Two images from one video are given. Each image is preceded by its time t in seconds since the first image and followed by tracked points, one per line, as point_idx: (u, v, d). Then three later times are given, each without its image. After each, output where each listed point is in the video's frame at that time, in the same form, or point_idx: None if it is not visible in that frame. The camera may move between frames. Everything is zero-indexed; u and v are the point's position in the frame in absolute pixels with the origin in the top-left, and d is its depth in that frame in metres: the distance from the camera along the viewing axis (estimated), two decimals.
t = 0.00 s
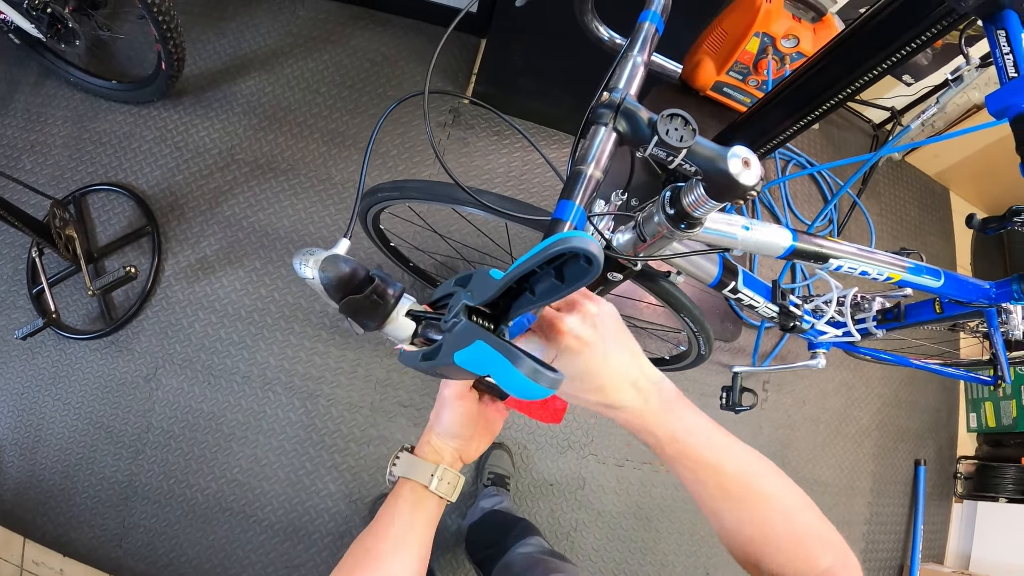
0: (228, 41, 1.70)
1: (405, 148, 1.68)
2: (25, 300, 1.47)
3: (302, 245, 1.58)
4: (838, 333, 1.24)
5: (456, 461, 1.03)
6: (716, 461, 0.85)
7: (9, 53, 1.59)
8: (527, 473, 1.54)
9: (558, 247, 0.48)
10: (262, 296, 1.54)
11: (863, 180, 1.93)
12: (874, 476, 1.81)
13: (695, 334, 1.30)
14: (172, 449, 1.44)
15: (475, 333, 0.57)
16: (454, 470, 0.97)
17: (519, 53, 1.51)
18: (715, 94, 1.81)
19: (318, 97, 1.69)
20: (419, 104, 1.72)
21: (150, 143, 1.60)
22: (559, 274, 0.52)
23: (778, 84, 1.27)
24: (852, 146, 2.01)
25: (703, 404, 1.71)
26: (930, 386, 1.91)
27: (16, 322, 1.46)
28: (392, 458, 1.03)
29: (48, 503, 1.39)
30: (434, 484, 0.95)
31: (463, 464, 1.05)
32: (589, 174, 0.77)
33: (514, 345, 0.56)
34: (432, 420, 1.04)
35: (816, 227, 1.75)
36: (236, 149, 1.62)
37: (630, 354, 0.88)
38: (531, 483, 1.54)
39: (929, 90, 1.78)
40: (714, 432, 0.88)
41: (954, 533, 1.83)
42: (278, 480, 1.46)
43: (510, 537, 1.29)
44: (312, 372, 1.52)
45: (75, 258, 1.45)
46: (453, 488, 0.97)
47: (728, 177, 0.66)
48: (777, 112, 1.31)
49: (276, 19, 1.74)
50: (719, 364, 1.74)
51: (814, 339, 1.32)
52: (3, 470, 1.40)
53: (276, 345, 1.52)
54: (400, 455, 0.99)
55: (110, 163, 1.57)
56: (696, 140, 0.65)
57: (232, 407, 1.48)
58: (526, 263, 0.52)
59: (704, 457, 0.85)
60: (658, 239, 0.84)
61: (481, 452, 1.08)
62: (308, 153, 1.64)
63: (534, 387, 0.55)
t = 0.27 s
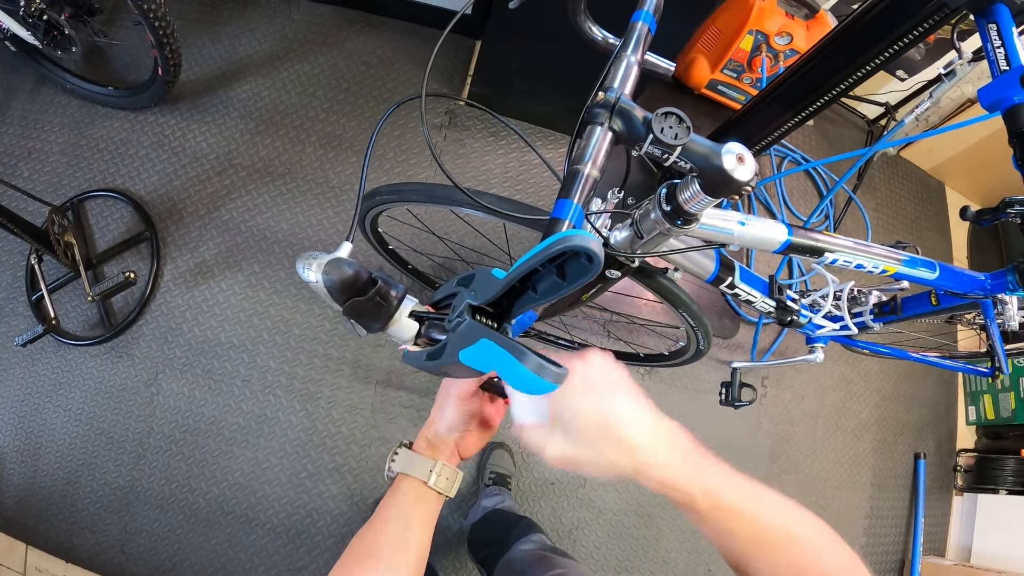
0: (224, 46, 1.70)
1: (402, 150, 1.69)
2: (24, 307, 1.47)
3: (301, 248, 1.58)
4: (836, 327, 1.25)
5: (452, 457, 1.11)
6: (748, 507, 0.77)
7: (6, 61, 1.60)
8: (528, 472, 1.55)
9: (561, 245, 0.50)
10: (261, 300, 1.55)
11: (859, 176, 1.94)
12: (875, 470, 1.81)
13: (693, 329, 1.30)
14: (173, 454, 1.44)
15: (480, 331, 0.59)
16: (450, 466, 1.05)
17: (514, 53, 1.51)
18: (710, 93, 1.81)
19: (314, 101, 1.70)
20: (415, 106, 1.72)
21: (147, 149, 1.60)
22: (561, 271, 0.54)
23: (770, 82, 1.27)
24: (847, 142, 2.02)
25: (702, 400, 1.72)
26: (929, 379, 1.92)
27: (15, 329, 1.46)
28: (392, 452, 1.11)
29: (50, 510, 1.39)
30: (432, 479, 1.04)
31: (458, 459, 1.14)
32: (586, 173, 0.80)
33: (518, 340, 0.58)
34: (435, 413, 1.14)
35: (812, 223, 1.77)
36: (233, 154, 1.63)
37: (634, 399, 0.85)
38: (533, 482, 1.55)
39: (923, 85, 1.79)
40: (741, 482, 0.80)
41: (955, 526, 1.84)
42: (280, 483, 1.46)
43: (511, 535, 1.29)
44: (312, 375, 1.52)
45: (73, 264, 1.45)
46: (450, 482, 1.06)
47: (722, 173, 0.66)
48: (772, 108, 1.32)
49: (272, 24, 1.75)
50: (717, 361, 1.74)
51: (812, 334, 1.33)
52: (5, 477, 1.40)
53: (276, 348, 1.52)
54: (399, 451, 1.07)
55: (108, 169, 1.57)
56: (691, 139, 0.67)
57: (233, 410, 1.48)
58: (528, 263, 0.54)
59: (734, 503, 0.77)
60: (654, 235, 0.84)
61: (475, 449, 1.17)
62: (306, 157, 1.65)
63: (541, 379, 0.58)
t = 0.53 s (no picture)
0: (219, 53, 1.71)
1: (399, 151, 1.70)
2: (28, 318, 1.48)
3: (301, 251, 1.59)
4: (836, 313, 1.26)
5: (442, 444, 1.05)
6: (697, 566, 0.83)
7: (3, 74, 1.61)
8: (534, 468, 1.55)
9: (546, 227, 0.54)
10: (263, 304, 1.56)
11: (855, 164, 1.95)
12: (880, 457, 1.81)
13: (692, 322, 1.30)
14: (180, 459, 1.45)
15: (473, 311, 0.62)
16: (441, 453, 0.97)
17: (508, 52, 1.52)
18: (705, 86, 1.83)
19: (311, 105, 1.71)
20: (411, 107, 1.73)
21: (146, 157, 1.61)
22: (548, 252, 0.59)
23: (765, 70, 1.28)
24: (843, 131, 2.02)
25: (705, 392, 1.72)
26: (931, 366, 1.92)
27: (19, 339, 1.47)
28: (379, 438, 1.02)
29: (59, 518, 1.40)
30: (422, 466, 0.96)
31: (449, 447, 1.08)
32: (577, 163, 0.76)
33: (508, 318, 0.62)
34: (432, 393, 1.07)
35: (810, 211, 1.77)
36: (231, 160, 1.64)
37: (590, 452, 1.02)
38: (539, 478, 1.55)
39: (917, 71, 1.79)
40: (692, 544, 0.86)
41: (962, 511, 1.84)
42: (287, 485, 1.47)
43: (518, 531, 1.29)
44: (316, 377, 1.53)
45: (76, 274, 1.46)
46: (440, 471, 0.98)
47: (713, 161, 0.67)
48: (767, 97, 1.32)
49: (266, 29, 1.76)
50: (719, 352, 1.75)
51: (813, 320, 1.34)
52: (13, 487, 1.41)
53: (279, 352, 1.53)
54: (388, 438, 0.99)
55: (107, 179, 1.58)
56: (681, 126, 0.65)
57: (238, 415, 1.49)
58: (519, 243, 0.58)
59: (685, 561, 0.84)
60: (649, 226, 0.84)
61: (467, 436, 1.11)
62: (304, 161, 1.66)
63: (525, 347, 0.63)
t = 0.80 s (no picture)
0: (211, 63, 1.72)
1: (393, 154, 1.70)
2: (29, 331, 1.49)
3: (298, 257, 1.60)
4: (831, 304, 1.25)
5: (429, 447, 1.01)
6: (727, 560, 0.81)
7: None
8: (535, 467, 1.55)
9: (510, 235, 0.53)
10: (261, 311, 1.56)
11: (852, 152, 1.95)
12: (884, 447, 1.81)
13: (687, 316, 1.30)
14: (183, 467, 1.46)
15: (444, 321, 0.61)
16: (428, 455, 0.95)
17: (497, 52, 1.52)
18: (697, 79, 1.87)
19: (304, 111, 1.71)
20: (404, 110, 1.73)
21: (141, 168, 1.62)
22: (516, 259, 0.57)
23: (757, 61, 1.29)
24: (839, 120, 2.01)
25: (706, 386, 1.72)
26: (934, 354, 1.90)
27: (21, 353, 1.49)
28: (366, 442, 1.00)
29: (65, 529, 1.41)
30: (410, 471, 0.94)
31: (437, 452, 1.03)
32: (554, 165, 0.71)
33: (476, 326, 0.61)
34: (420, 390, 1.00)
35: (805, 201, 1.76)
36: (226, 168, 1.64)
37: (619, 418, 0.94)
38: (541, 476, 1.55)
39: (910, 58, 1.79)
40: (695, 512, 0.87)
41: (969, 499, 1.83)
42: (290, 491, 1.48)
43: (519, 530, 1.30)
44: (316, 382, 1.53)
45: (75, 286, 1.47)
46: (428, 476, 0.95)
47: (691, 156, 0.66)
48: (759, 89, 1.33)
49: (258, 37, 1.76)
50: (719, 346, 1.74)
51: (810, 312, 1.32)
52: (19, 500, 1.42)
53: (279, 357, 1.54)
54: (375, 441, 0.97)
55: (104, 191, 1.59)
56: (657, 123, 0.64)
57: (239, 422, 1.49)
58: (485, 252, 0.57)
59: (713, 552, 0.82)
60: (634, 222, 0.85)
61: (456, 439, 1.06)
62: (298, 167, 1.66)
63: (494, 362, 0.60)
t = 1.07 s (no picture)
0: (203, 72, 1.72)
1: (387, 156, 1.70)
2: (30, 344, 1.51)
3: (294, 263, 1.60)
4: (827, 295, 1.24)
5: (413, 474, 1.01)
6: (705, 551, 0.88)
7: None
8: (537, 467, 1.54)
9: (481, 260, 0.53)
10: (259, 318, 1.57)
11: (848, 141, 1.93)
12: (890, 437, 1.79)
13: (681, 306, 1.28)
14: (186, 475, 1.47)
15: (421, 347, 0.58)
16: (413, 489, 0.97)
17: (486, 52, 1.51)
18: (691, 72, 1.87)
19: (296, 117, 1.71)
20: (396, 112, 1.73)
21: (136, 179, 1.63)
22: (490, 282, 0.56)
23: (749, 51, 1.28)
24: (835, 109, 1.99)
25: (707, 381, 1.71)
26: (938, 342, 1.89)
27: (22, 366, 1.50)
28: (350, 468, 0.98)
29: (71, 541, 1.42)
30: (394, 505, 0.94)
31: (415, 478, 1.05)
32: (529, 174, 0.69)
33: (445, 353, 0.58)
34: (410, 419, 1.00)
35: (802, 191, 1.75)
36: (220, 177, 1.65)
37: (607, 425, 0.93)
38: (543, 476, 1.54)
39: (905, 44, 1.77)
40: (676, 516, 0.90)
41: (977, 487, 1.81)
42: (292, 496, 1.48)
43: (520, 531, 1.30)
44: (315, 387, 1.54)
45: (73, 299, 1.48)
46: (409, 510, 0.97)
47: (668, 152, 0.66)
48: (751, 79, 1.31)
49: (249, 44, 1.77)
50: (718, 340, 1.74)
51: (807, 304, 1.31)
52: (24, 512, 1.43)
53: (277, 364, 1.54)
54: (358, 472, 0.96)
55: (100, 203, 1.60)
56: (630, 122, 0.64)
57: (240, 429, 1.50)
58: (457, 277, 0.56)
59: (693, 545, 0.88)
60: (617, 221, 0.84)
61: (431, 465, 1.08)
62: (292, 173, 1.67)
63: (467, 391, 0.58)
